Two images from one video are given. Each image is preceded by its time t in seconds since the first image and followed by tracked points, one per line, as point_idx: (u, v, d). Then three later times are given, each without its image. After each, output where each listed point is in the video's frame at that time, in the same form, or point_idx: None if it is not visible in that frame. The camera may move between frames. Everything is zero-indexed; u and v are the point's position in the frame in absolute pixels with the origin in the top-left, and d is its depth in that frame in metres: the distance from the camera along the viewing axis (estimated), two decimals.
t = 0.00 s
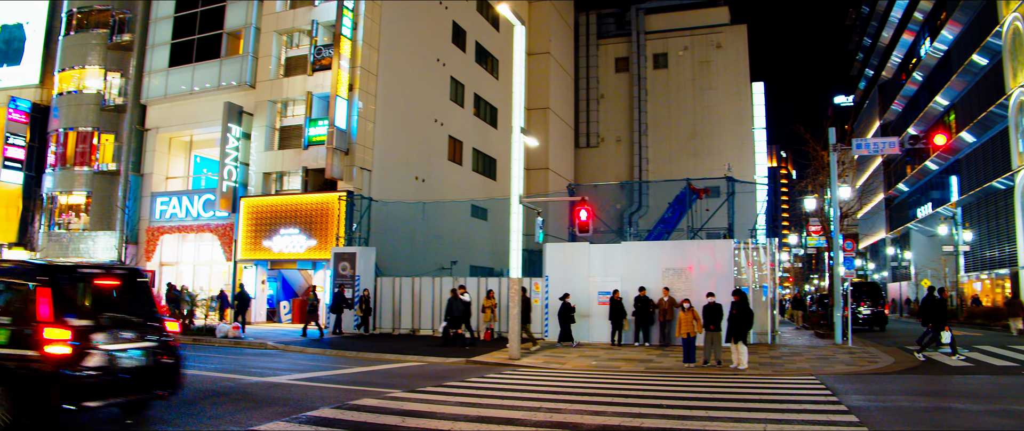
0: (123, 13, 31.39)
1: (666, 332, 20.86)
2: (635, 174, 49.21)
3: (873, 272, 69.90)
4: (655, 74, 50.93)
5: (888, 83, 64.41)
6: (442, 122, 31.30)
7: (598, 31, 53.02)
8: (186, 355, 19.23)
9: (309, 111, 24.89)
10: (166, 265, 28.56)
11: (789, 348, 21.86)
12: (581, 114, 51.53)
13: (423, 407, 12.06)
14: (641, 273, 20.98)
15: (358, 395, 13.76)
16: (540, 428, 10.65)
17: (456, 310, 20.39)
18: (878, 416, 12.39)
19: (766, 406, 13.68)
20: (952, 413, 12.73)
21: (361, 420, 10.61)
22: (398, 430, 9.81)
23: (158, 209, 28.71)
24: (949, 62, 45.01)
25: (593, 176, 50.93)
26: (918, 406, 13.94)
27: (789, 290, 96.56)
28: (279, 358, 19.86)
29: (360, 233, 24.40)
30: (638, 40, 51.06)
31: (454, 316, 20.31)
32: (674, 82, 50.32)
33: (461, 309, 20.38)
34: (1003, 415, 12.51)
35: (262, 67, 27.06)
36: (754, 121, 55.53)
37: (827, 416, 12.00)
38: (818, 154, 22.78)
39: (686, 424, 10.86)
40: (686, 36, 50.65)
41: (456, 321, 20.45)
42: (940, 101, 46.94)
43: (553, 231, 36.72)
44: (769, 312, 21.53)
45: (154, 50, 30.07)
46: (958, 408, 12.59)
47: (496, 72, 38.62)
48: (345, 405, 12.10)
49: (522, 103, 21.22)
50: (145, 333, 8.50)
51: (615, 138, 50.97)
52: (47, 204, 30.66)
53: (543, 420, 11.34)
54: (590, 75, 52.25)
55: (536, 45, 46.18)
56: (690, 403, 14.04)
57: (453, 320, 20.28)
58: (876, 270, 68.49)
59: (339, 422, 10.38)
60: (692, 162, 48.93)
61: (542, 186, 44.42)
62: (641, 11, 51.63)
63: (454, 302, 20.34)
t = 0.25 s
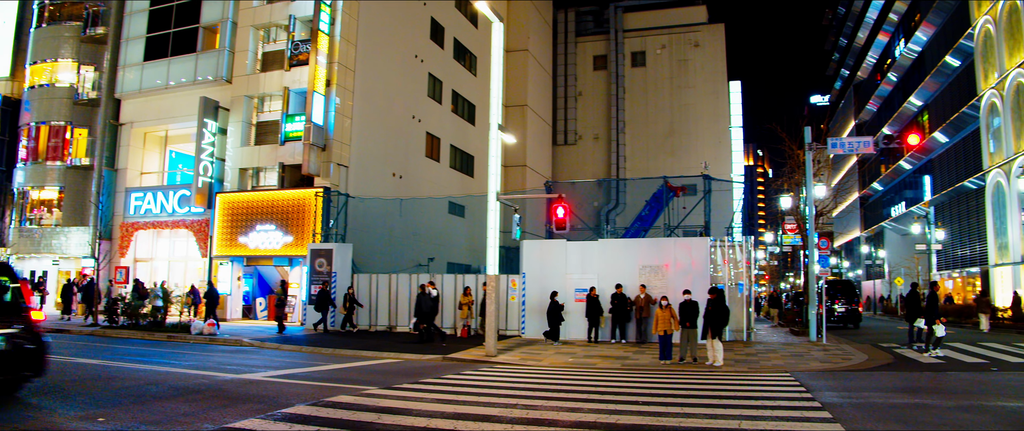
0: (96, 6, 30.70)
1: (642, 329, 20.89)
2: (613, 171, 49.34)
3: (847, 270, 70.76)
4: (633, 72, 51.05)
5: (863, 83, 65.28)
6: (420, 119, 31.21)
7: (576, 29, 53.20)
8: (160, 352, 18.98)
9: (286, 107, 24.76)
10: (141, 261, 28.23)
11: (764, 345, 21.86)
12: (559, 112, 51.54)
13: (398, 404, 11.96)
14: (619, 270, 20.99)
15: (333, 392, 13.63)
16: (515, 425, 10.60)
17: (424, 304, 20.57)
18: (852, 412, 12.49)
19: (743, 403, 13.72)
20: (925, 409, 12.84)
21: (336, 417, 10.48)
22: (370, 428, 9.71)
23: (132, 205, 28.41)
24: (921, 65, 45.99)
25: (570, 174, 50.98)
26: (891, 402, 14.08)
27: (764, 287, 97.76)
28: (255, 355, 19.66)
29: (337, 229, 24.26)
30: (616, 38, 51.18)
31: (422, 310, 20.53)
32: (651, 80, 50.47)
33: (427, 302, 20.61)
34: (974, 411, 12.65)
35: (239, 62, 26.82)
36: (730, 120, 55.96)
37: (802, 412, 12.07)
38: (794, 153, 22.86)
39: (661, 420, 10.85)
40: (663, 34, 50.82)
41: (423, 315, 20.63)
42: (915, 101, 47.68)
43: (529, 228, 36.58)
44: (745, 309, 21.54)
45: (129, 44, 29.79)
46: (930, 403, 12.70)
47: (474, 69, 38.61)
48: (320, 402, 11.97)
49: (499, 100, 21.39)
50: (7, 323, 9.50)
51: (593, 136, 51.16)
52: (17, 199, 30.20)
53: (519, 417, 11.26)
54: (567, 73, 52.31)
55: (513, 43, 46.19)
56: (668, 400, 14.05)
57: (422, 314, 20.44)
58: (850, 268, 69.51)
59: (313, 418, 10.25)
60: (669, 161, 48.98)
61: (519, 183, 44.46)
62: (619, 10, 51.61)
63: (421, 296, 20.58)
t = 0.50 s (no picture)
0: None
1: (621, 326, 20.96)
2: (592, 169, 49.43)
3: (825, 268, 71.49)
4: (613, 70, 51.19)
5: (841, 83, 66.03)
6: (400, 116, 31.12)
7: (557, 26, 53.19)
8: (137, 350, 18.76)
9: (264, 103, 24.67)
10: (118, 258, 27.91)
11: (743, 343, 21.88)
12: (539, 109, 51.54)
13: (376, 401, 11.89)
14: (597, 268, 21.03)
15: (312, 390, 13.53)
16: (494, 423, 10.53)
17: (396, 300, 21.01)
18: (832, 408, 12.57)
19: (723, 400, 13.79)
20: (901, 405, 12.99)
21: (313, 415, 10.40)
22: (348, 426, 9.61)
23: (109, 201, 28.09)
24: (898, 64, 46.52)
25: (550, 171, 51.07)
26: (869, 398, 14.20)
27: (742, 285, 98.75)
28: (233, 352, 19.49)
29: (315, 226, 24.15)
30: (597, 35, 51.15)
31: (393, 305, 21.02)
32: (631, 79, 50.67)
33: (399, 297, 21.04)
34: (948, 407, 12.82)
35: (217, 57, 26.60)
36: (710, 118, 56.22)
37: (782, 410, 12.10)
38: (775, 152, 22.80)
39: (639, 417, 10.88)
40: (643, 33, 50.99)
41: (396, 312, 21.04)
42: (891, 102, 48.26)
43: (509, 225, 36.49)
44: (723, 306, 21.54)
45: (106, 38, 29.58)
46: (906, 400, 12.84)
47: (455, 66, 38.57)
48: (298, 400, 11.85)
49: (480, 96, 21.40)
50: None
51: (573, 133, 50.98)
52: None
53: (498, 414, 11.21)
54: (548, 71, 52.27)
55: (494, 40, 46.19)
56: (648, 397, 14.08)
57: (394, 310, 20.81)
58: (828, 266, 70.48)
59: (291, 416, 10.16)
60: (649, 159, 49.18)
61: (499, 181, 44.48)
62: (600, 8, 51.57)
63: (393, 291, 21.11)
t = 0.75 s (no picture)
0: None
1: (602, 325, 21.06)
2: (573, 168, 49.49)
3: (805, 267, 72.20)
4: (594, 69, 51.27)
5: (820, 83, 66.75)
6: (381, 113, 31.03)
7: (539, 25, 53.25)
8: (114, 349, 18.54)
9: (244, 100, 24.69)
10: (95, 255, 27.59)
11: (722, 341, 21.88)
12: (520, 108, 51.56)
13: (354, 400, 11.82)
14: (577, 266, 21.05)
15: (291, 388, 13.42)
16: (474, 422, 10.49)
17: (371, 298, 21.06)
18: (809, 407, 12.65)
19: (703, 398, 13.86)
20: (878, 403, 13.14)
21: (291, 413, 10.31)
22: (326, 425, 9.52)
23: (86, 198, 27.73)
24: (876, 66, 47.07)
25: (531, 170, 51.14)
26: (847, 396, 14.31)
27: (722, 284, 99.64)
28: (212, 351, 19.31)
29: (295, 224, 24.12)
30: (578, 35, 51.30)
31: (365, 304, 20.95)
32: (612, 79, 50.77)
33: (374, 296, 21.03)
34: (924, 404, 13.00)
35: (197, 53, 26.38)
36: (690, 117, 56.47)
37: (761, 409, 12.16)
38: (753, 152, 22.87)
39: (619, 416, 10.91)
40: (624, 33, 51.10)
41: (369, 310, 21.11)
42: (870, 102, 48.81)
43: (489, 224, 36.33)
44: (702, 305, 21.60)
45: (83, 33, 29.30)
46: (883, 397, 12.99)
47: (436, 64, 38.52)
48: (276, 399, 11.72)
49: (460, 95, 21.63)
50: None
51: (554, 132, 51.16)
52: None
53: (478, 413, 11.17)
54: (529, 69, 52.27)
55: (475, 38, 46.19)
56: (630, 395, 14.11)
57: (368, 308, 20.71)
58: (807, 265, 71.33)
59: (269, 416, 10.06)
60: (630, 158, 49.19)
61: (480, 179, 44.48)
62: (581, 7, 51.80)
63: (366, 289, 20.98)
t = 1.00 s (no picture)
0: None
1: (581, 324, 21.14)
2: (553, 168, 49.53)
3: (783, 267, 73.01)
4: (576, 69, 51.35)
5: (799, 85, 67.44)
6: (361, 112, 30.93)
7: (520, 25, 53.34)
8: (90, 349, 18.32)
9: (224, 98, 24.52)
10: (70, 254, 27.31)
11: (701, 341, 21.81)
12: (501, 107, 51.57)
13: (333, 400, 11.77)
14: (557, 266, 21.04)
15: (269, 388, 13.34)
16: (453, 422, 10.46)
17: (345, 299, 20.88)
18: (787, 406, 12.74)
19: (682, 398, 13.95)
20: (854, 402, 13.32)
21: (269, 413, 10.24)
22: (304, 426, 9.44)
23: (61, 195, 27.34)
24: (853, 68, 47.65)
25: (511, 170, 51.14)
26: (824, 396, 14.42)
27: (702, 284, 100.45)
28: (189, 351, 19.12)
29: (275, 223, 24.01)
30: (559, 35, 51.35)
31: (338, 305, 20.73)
32: (593, 79, 50.83)
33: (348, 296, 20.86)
34: (899, 403, 13.19)
35: (176, 50, 26.15)
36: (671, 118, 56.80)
37: (739, 409, 12.22)
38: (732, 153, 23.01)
39: (598, 415, 10.99)
40: (606, 33, 51.25)
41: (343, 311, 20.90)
42: (847, 104, 49.35)
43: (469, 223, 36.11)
44: (682, 305, 21.57)
45: (59, 28, 28.89)
46: (858, 397, 13.17)
47: (417, 63, 38.46)
48: (254, 399, 11.60)
49: (441, 95, 21.62)
50: None
51: (535, 132, 51.26)
52: None
53: (457, 413, 11.14)
54: (510, 69, 52.23)
55: (457, 37, 46.16)
56: (609, 395, 14.18)
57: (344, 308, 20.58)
58: (786, 265, 72.12)
59: (247, 415, 9.99)
60: (610, 158, 49.25)
61: (460, 179, 44.43)
62: (563, 8, 51.95)
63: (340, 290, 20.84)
